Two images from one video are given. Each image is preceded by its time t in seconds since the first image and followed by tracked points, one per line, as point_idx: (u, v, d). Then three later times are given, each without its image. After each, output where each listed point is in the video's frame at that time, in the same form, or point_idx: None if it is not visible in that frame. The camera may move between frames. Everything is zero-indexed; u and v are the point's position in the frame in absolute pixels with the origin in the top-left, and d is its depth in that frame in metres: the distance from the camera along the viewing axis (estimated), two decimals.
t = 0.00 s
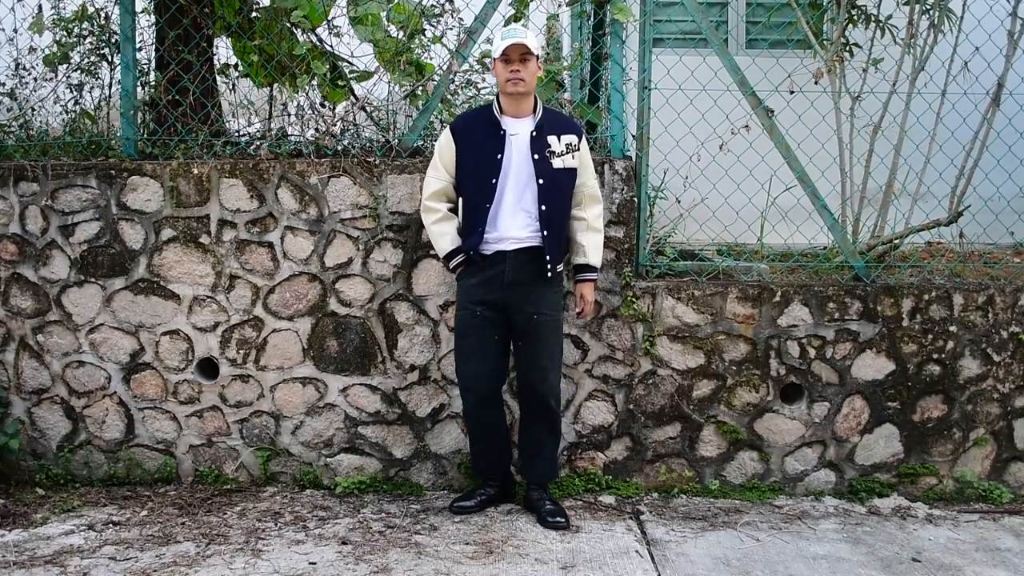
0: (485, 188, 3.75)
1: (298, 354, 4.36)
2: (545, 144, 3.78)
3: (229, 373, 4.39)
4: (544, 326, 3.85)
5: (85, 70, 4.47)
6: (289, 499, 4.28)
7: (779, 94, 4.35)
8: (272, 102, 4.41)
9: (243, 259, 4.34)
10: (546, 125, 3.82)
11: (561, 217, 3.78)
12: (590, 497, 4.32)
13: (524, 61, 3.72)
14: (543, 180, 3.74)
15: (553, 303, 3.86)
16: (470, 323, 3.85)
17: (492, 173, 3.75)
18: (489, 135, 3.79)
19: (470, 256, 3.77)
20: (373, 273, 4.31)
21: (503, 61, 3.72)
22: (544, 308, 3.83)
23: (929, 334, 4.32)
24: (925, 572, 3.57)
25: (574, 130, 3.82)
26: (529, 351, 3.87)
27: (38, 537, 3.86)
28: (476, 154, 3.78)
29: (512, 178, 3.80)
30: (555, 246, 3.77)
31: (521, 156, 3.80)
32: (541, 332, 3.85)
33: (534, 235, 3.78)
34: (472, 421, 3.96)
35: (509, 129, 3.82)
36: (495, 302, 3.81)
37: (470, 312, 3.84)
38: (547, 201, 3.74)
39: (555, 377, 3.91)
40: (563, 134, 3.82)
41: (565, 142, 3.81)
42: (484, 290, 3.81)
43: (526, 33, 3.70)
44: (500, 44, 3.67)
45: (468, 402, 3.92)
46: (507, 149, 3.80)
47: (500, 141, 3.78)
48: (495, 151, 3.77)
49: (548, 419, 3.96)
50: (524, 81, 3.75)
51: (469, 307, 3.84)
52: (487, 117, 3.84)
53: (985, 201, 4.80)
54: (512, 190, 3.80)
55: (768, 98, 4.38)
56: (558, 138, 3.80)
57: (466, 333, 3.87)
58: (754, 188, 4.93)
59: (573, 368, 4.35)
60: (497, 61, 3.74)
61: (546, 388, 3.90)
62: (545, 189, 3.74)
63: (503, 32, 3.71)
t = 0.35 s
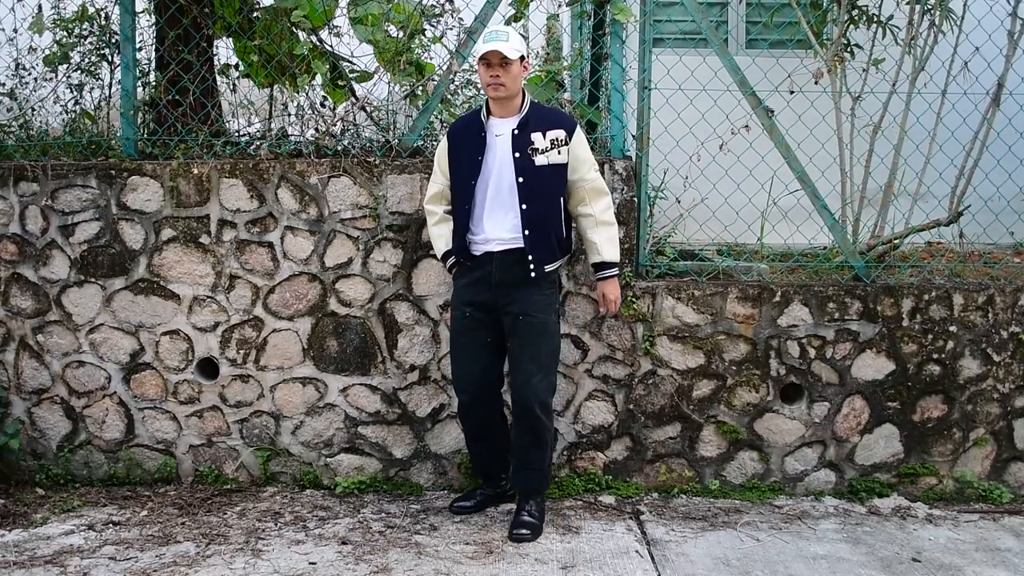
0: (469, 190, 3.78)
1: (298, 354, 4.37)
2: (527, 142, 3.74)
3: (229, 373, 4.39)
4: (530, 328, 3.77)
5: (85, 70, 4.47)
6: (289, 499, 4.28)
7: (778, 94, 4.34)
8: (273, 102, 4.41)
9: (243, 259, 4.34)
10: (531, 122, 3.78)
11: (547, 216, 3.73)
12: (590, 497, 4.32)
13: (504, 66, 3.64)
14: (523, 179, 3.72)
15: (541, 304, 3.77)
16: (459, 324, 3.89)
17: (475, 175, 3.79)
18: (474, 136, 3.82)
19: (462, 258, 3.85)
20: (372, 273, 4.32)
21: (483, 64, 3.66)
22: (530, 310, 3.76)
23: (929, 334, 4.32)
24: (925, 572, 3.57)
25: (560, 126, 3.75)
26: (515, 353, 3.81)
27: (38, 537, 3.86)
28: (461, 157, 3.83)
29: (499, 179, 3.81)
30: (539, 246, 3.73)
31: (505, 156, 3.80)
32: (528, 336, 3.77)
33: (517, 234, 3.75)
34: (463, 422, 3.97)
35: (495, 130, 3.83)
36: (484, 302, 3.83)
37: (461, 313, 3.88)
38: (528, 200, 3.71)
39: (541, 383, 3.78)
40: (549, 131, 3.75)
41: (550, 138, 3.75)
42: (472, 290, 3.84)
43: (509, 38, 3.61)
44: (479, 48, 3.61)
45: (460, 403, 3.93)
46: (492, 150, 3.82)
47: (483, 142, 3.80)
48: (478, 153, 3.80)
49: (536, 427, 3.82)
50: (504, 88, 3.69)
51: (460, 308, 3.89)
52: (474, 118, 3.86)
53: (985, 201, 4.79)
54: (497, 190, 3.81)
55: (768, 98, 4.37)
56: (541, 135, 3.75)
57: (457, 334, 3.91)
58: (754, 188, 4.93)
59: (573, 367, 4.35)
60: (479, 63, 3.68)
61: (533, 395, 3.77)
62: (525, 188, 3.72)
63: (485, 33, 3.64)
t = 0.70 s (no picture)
0: (477, 192, 3.82)
1: (298, 354, 4.37)
2: (535, 147, 3.75)
3: (229, 373, 4.39)
4: (531, 332, 3.75)
5: (85, 70, 4.47)
6: (289, 499, 4.28)
7: (779, 94, 4.34)
8: (273, 102, 4.40)
9: (243, 259, 4.35)
10: (541, 127, 3.78)
11: (552, 220, 3.71)
12: (590, 497, 4.32)
13: (520, 82, 3.66)
14: (528, 183, 3.72)
15: (544, 308, 3.74)
16: (464, 327, 3.92)
17: (484, 177, 3.82)
18: (488, 139, 3.85)
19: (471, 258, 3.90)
20: (373, 273, 4.33)
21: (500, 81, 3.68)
22: (533, 313, 3.74)
23: (929, 334, 4.32)
24: (924, 572, 3.57)
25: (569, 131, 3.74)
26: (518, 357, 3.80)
27: (38, 537, 3.86)
28: (473, 160, 3.87)
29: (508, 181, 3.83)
30: (543, 249, 3.70)
31: (515, 160, 3.81)
32: (529, 339, 3.76)
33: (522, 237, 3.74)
34: (466, 424, 3.99)
35: (508, 134, 3.85)
36: (488, 305, 3.86)
37: (464, 315, 3.91)
38: (532, 203, 3.71)
39: (541, 385, 3.76)
40: (558, 136, 3.75)
41: (558, 143, 3.74)
42: (478, 292, 3.87)
43: (523, 53, 3.61)
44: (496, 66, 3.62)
45: (457, 404, 3.94)
46: (504, 154, 3.83)
47: (495, 145, 3.83)
48: (489, 156, 3.83)
49: (538, 431, 3.79)
50: (522, 101, 3.71)
51: (463, 309, 3.92)
52: (488, 122, 3.89)
53: (985, 201, 4.79)
54: (506, 194, 3.83)
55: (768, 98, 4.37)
56: (549, 140, 3.75)
57: (461, 336, 3.94)
58: (754, 188, 4.92)
59: (573, 367, 4.35)
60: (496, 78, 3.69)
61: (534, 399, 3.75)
62: (530, 192, 3.72)
63: (500, 48, 3.63)
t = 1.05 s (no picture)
0: (475, 190, 3.85)
1: (299, 354, 4.37)
2: (528, 146, 3.76)
3: (229, 373, 4.39)
4: (524, 331, 3.75)
5: (86, 70, 4.47)
6: (289, 499, 4.28)
7: (778, 94, 4.35)
8: (273, 102, 4.41)
9: (243, 259, 4.36)
10: (535, 126, 3.79)
11: (542, 219, 3.71)
12: (590, 497, 4.33)
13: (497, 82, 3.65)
14: (520, 182, 3.73)
15: (535, 307, 3.73)
16: (461, 326, 3.94)
17: (481, 177, 3.85)
18: (486, 140, 3.89)
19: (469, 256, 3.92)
20: (373, 273, 4.34)
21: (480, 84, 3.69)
22: (525, 312, 3.74)
23: (929, 334, 4.32)
24: (924, 572, 3.58)
25: (562, 131, 3.73)
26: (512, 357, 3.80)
27: (38, 537, 3.86)
28: (472, 160, 3.90)
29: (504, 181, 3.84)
30: (531, 248, 3.71)
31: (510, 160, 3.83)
32: (522, 338, 3.76)
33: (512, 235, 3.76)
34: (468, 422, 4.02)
35: (505, 134, 3.87)
36: (485, 304, 3.88)
37: (462, 314, 3.94)
38: (523, 201, 3.72)
39: (533, 383, 3.75)
40: (550, 135, 3.75)
41: (550, 143, 3.74)
42: (474, 291, 3.89)
43: (495, 54, 3.60)
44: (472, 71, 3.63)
45: (457, 403, 3.98)
46: (500, 153, 3.86)
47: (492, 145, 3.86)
48: (486, 156, 3.86)
49: (532, 430, 3.79)
50: (506, 100, 3.70)
51: (461, 308, 3.94)
52: (488, 123, 3.93)
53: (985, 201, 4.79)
54: (500, 192, 3.84)
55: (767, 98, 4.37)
56: (542, 139, 3.75)
57: (459, 334, 3.96)
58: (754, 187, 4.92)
59: (573, 367, 4.36)
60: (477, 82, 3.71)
61: (527, 398, 3.75)
62: (521, 190, 3.73)
63: (474, 52, 3.65)
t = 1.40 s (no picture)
0: (473, 190, 3.84)
1: (298, 354, 4.37)
2: (528, 146, 3.76)
3: (229, 373, 4.38)
4: (522, 331, 3.76)
5: (85, 70, 4.46)
6: (289, 499, 4.28)
7: (778, 94, 4.34)
8: (273, 102, 4.40)
9: (243, 259, 4.36)
10: (535, 126, 3.79)
11: (542, 219, 3.71)
12: (590, 498, 4.32)
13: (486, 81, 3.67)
14: (519, 181, 3.73)
15: (533, 307, 3.74)
16: (459, 326, 3.93)
17: (480, 177, 3.84)
18: (486, 140, 3.88)
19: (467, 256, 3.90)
20: (373, 273, 4.35)
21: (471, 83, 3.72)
22: (524, 312, 3.74)
23: (929, 334, 4.32)
24: (925, 572, 3.57)
25: (563, 131, 3.74)
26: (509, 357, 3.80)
27: (38, 537, 3.86)
28: (472, 160, 3.89)
29: (502, 181, 3.83)
30: (531, 248, 3.70)
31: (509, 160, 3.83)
32: (520, 338, 3.77)
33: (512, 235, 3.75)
34: (467, 423, 4.02)
35: (504, 134, 3.86)
36: (483, 304, 3.87)
37: (459, 315, 3.93)
38: (522, 201, 3.71)
39: (533, 383, 3.75)
40: (550, 135, 3.75)
41: (550, 143, 3.74)
42: (472, 292, 3.89)
43: (483, 54, 3.63)
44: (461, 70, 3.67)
45: (457, 404, 3.97)
46: (499, 153, 3.85)
47: (492, 146, 3.86)
48: (486, 156, 3.86)
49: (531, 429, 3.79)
50: (495, 97, 3.71)
51: (458, 309, 3.93)
52: (487, 123, 3.92)
53: (985, 201, 4.78)
54: (499, 192, 3.83)
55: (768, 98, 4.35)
56: (542, 139, 3.75)
57: (456, 335, 3.96)
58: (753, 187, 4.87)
59: (573, 368, 4.35)
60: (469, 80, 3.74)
61: (526, 398, 3.75)
62: (521, 190, 3.72)
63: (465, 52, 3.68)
